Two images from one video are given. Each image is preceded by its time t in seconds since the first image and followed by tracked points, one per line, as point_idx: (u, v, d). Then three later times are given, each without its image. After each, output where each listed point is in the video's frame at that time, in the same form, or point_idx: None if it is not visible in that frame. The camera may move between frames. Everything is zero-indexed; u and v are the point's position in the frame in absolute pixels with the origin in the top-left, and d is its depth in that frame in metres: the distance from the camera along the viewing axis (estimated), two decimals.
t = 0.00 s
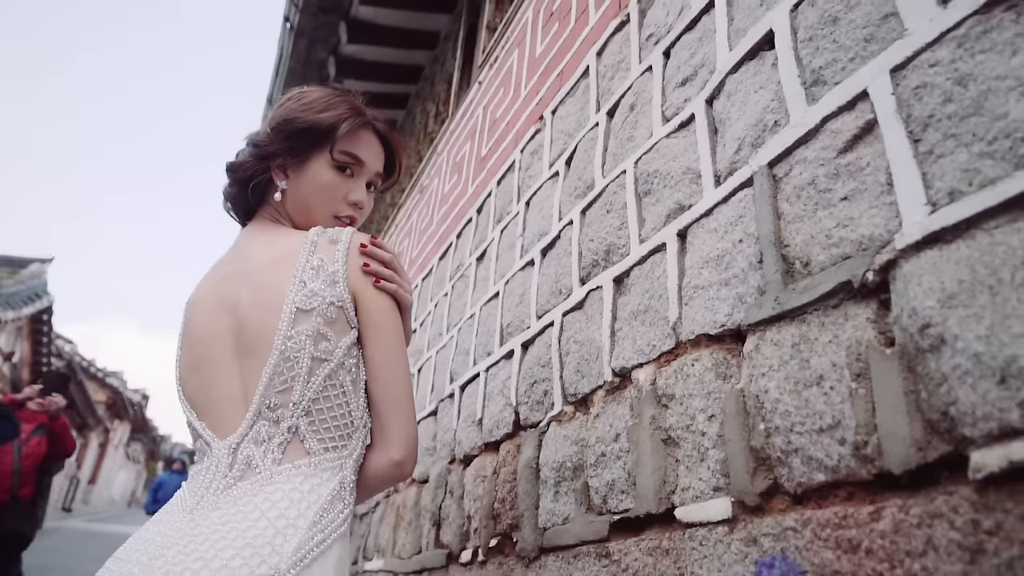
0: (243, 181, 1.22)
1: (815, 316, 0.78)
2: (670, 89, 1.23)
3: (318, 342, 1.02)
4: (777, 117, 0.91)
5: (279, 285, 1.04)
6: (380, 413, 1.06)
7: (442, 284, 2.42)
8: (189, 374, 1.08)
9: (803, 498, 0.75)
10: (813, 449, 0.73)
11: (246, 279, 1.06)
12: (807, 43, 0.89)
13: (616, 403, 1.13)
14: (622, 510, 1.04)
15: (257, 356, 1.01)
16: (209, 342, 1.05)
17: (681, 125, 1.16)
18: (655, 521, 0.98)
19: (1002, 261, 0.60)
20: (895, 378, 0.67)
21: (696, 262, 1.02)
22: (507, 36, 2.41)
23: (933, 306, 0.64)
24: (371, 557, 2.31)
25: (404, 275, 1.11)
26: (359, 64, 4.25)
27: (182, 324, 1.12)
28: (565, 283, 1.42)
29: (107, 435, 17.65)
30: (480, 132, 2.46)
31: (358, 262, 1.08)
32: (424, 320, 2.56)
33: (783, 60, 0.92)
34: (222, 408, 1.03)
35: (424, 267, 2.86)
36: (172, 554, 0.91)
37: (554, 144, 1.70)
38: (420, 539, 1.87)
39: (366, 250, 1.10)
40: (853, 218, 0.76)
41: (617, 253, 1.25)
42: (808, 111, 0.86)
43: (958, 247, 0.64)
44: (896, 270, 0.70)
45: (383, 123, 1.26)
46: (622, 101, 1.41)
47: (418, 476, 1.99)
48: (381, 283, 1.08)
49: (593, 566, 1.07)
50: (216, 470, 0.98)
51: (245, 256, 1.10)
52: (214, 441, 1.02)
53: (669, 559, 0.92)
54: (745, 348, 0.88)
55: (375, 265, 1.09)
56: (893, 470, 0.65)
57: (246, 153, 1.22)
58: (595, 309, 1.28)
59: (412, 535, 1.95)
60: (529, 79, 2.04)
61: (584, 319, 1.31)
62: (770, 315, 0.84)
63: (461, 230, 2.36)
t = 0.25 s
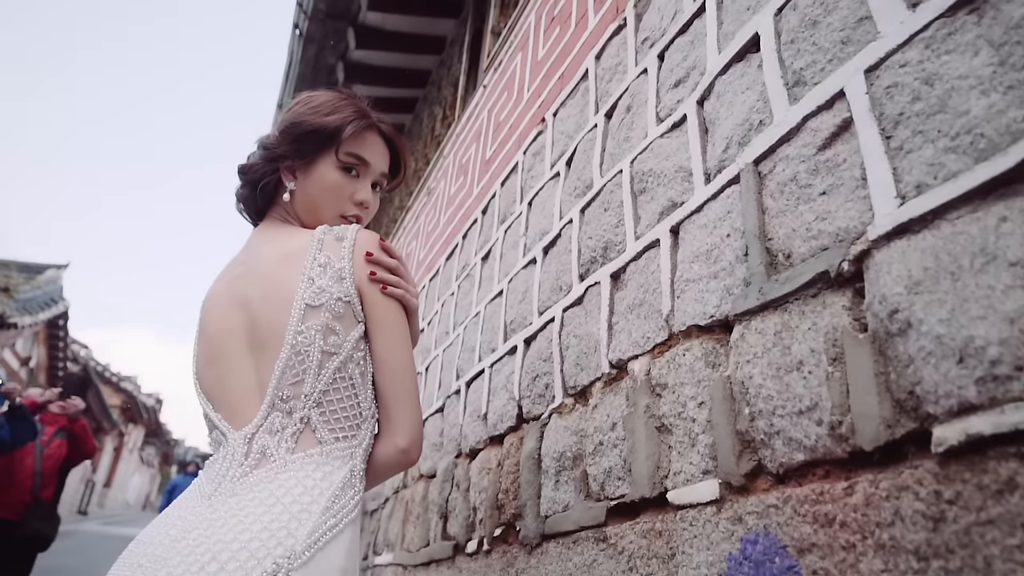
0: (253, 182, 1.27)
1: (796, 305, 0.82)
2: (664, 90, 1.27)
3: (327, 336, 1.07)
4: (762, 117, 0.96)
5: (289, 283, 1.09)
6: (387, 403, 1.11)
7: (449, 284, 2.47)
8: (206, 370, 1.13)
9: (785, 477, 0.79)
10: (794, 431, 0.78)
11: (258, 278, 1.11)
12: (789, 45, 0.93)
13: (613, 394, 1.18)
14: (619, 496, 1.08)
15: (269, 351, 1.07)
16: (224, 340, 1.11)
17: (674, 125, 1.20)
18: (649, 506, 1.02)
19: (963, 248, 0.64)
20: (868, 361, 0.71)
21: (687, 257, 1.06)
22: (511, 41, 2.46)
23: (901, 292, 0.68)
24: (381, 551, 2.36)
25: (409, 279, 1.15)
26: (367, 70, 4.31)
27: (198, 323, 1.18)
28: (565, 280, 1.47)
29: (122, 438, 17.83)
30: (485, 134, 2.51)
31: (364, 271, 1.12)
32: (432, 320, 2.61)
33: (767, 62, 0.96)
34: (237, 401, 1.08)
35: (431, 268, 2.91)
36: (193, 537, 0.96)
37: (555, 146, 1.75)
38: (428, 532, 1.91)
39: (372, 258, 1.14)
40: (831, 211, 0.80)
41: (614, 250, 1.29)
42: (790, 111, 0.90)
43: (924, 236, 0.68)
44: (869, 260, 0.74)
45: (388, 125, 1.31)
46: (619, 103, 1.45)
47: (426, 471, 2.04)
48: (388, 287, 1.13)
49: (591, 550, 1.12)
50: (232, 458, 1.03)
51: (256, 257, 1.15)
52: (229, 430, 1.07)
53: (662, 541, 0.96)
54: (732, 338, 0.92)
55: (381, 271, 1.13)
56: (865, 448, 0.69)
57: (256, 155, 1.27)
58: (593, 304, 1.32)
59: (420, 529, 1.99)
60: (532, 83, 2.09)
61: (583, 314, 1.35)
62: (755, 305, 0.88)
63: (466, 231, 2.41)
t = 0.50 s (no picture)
0: (267, 184, 1.33)
1: (782, 295, 0.87)
2: (660, 93, 1.32)
3: (339, 331, 1.12)
4: (752, 117, 1.00)
5: (302, 280, 1.14)
6: (395, 394, 1.16)
7: (456, 284, 2.52)
8: (224, 366, 1.18)
9: (774, 457, 0.84)
10: (781, 413, 0.82)
11: (273, 277, 1.17)
12: (777, 49, 0.97)
13: (613, 384, 1.22)
14: (619, 482, 1.13)
15: (284, 346, 1.12)
16: (241, 336, 1.16)
17: (670, 126, 1.24)
18: (647, 490, 1.07)
19: (934, 237, 0.68)
20: (848, 345, 0.75)
21: (682, 252, 1.11)
22: (514, 45, 2.52)
23: (877, 280, 0.73)
24: (392, 546, 2.41)
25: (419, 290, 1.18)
26: (374, 75, 4.38)
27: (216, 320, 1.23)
28: (567, 277, 1.52)
29: (133, 443, 17.97)
30: (489, 137, 2.57)
31: (374, 286, 1.16)
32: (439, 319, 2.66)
33: (756, 64, 1.01)
34: (254, 393, 1.13)
35: (438, 269, 2.97)
36: (215, 520, 1.02)
37: (558, 147, 1.80)
38: (437, 525, 1.96)
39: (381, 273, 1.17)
40: (815, 205, 0.85)
41: (613, 247, 1.34)
42: (777, 111, 0.95)
43: (900, 226, 0.72)
44: (849, 250, 0.78)
45: (396, 127, 1.36)
46: (617, 105, 1.50)
47: (435, 466, 2.09)
48: (398, 300, 1.17)
49: (593, 534, 1.16)
50: (249, 447, 1.08)
51: (271, 256, 1.21)
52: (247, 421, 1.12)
53: (659, 522, 1.00)
54: (725, 328, 0.97)
55: (391, 285, 1.17)
56: (846, 426, 0.73)
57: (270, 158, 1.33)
58: (594, 299, 1.37)
59: (429, 522, 2.04)
60: (534, 86, 2.15)
61: (584, 309, 1.40)
62: (745, 296, 0.93)
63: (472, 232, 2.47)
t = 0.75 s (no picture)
0: (281, 185, 1.38)
1: (771, 286, 0.91)
2: (658, 95, 1.37)
3: (351, 325, 1.17)
4: (743, 118, 1.05)
5: (315, 278, 1.20)
6: (404, 386, 1.21)
7: (462, 284, 2.57)
8: (241, 360, 1.24)
9: (763, 440, 0.88)
10: (769, 397, 0.87)
11: (287, 275, 1.22)
12: (767, 53, 1.02)
13: (614, 376, 1.27)
14: (619, 469, 1.18)
15: (298, 340, 1.17)
16: (257, 331, 1.22)
17: (667, 128, 1.29)
18: (646, 476, 1.11)
19: (909, 229, 0.73)
20: (831, 332, 0.80)
21: (678, 247, 1.15)
22: (519, 50, 2.57)
23: (857, 270, 0.78)
24: (400, 541, 2.46)
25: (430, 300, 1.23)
26: (381, 81, 4.44)
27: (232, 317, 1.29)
28: (570, 274, 1.56)
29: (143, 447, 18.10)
30: (495, 140, 2.62)
31: (386, 293, 1.21)
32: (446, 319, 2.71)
33: (748, 68, 1.06)
34: (269, 386, 1.18)
35: (445, 270, 3.02)
36: (235, 504, 1.07)
37: (561, 149, 1.85)
38: (444, 518, 2.01)
39: (393, 281, 1.22)
40: (801, 201, 0.90)
41: (613, 245, 1.39)
42: (767, 112, 0.99)
43: (877, 219, 0.77)
44: (832, 243, 0.83)
45: (405, 130, 1.41)
46: (618, 108, 1.55)
47: (442, 461, 2.14)
48: (409, 307, 1.22)
49: (594, 520, 1.21)
50: (266, 436, 1.14)
51: (284, 255, 1.26)
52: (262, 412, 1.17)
53: (656, 505, 1.05)
54: (718, 319, 1.02)
55: (402, 293, 1.22)
56: (828, 408, 0.78)
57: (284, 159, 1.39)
58: (595, 295, 1.42)
59: (437, 516, 2.09)
60: (538, 90, 2.20)
61: (586, 305, 1.45)
62: (737, 288, 0.97)
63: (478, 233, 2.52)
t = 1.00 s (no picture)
0: (293, 186, 1.44)
1: (760, 278, 0.96)
2: (655, 98, 1.42)
3: (360, 320, 1.23)
4: (735, 119, 1.10)
5: (326, 275, 1.25)
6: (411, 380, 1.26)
7: (466, 284, 2.63)
8: (255, 354, 1.29)
9: (752, 424, 0.93)
10: (758, 382, 0.92)
11: (299, 272, 1.27)
12: (757, 57, 1.07)
13: (613, 368, 1.32)
14: (618, 457, 1.23)
15: (310, 334, 1.22)
16: (270, 327, 1.27)
17: (664, 130, 1.34)
18: (643, 462, 1.16)
19: (886, 221, 0.78)
20: (815, 320, 0.85)
21: (674, 243, 1.20)
22: (521, 55, 2.63)
23: (838, 261, 0.82)
24: (406, 536, 2.51)
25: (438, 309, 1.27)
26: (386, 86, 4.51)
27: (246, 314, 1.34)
28: (571, 271, 1.62)
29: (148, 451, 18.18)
30: (498, 143, 2.68)
31: (396, 302, 1.26)
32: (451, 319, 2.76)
33: (739, 72, 1.11)
34: (282, 378, 1.23)
35: (449, 271, 3.08)
36: (250, 492, 1.11)
37: (562, 151, 1.90)
38: (449, 511, 2.06)
39: (402, 290, 1.27)
40: (788, 197, 0.95)
41: (612, 242, 1.44)
42: (757, 113, 1.05)
43: (857, 213, 0.82)
44: (817, 236, 0.88)
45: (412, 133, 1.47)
46: (617, 110, 1.61)
47: (447, 456, 2.19)
48: (417, 316, 1.26)
49: (594, 506, 1.26)
50: (279, 425, 1.19)
51: (297, 254, 1.32)
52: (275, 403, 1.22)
53: (653, 489, 1.10)
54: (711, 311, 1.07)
55: (411, 301, 1.26)
56: (812, 390, 0.83)
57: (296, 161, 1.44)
58: (595, 291, 1.47)
59: (442, 509, 2.14)
60: (540, 94, 2.25)
61: (586, 301, 1.50)
62: (728, 280, 1.02)
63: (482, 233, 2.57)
